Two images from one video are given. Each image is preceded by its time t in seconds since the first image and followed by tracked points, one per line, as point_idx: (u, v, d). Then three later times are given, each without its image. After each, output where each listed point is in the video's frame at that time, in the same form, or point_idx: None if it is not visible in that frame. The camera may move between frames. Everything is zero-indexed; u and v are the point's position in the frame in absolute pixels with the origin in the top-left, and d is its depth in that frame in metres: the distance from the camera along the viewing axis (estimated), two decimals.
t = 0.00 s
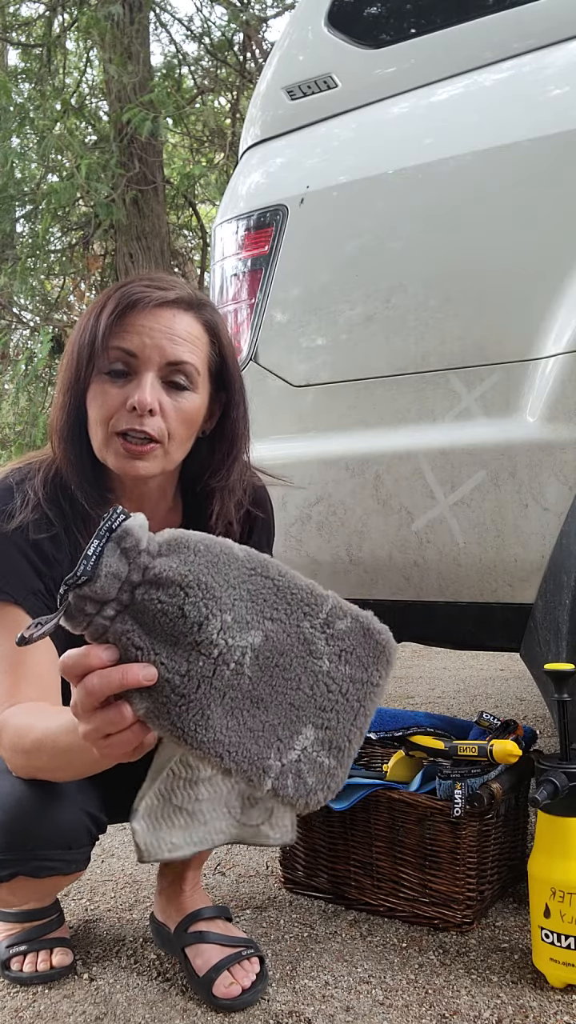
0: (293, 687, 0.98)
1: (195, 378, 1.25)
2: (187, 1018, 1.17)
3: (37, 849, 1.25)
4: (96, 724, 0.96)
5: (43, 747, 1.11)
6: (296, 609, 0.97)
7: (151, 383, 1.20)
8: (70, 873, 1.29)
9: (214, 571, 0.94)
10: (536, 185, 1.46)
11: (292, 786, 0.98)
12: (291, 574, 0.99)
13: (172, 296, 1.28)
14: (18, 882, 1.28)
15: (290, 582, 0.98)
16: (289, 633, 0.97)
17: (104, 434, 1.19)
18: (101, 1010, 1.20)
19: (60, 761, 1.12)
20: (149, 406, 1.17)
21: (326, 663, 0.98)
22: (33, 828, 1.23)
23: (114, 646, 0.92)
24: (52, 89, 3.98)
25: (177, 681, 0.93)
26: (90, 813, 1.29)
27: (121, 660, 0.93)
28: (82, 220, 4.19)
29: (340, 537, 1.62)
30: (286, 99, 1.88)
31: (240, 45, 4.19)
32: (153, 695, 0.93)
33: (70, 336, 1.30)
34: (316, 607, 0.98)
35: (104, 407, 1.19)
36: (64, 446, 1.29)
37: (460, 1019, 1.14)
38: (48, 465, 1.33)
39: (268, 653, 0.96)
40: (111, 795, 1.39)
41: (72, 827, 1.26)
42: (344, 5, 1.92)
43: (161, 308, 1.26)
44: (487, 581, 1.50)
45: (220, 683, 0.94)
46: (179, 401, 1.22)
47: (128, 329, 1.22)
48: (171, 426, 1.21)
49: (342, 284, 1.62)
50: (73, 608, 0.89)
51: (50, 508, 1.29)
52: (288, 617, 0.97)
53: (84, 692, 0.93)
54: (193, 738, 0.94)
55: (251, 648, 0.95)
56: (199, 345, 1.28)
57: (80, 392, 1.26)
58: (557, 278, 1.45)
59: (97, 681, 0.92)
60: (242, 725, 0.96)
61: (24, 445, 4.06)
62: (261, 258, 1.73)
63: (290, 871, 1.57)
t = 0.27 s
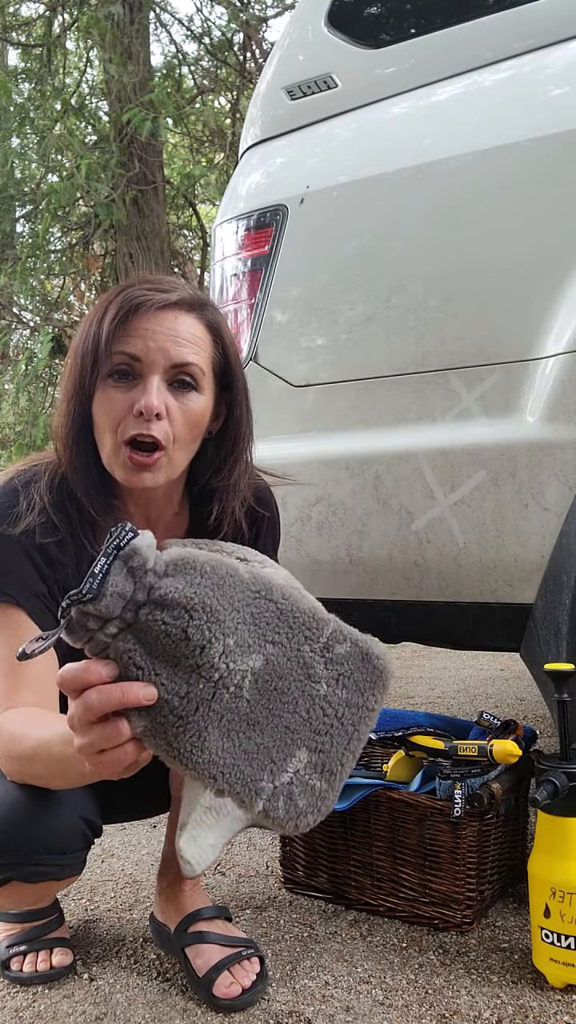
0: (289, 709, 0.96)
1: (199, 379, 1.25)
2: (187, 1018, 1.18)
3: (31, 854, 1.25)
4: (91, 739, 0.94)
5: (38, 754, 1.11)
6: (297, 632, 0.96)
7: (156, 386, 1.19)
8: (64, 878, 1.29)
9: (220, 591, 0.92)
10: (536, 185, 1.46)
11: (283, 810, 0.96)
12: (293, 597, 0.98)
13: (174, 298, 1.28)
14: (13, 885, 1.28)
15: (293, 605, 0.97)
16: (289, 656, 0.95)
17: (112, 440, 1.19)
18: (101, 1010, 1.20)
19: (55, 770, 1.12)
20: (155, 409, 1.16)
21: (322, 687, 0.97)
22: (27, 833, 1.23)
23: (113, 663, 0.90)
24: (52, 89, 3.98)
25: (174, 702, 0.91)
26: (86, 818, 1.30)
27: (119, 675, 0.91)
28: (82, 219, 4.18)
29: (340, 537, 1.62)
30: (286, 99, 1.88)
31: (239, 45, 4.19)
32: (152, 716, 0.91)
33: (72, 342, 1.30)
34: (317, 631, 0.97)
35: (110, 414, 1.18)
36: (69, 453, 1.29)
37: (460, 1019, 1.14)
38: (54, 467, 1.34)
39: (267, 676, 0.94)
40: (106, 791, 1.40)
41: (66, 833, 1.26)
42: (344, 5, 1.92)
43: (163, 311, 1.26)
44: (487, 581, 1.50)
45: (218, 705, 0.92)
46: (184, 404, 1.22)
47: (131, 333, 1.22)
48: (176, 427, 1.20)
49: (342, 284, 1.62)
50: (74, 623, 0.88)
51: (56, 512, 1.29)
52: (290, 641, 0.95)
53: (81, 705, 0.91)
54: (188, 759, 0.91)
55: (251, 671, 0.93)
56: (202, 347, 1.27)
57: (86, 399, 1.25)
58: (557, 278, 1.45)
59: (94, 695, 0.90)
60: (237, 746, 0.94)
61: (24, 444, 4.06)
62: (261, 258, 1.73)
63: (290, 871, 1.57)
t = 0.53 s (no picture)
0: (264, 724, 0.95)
1: (205, 381, 1.25)
2: (187, 1018, 1.18)
3: (24, 860, 1.26)
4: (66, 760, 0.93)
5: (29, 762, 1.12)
6: (272, 648, 0.95)
7: (163, 389, 1.20)
8: (59, 884, 1.29)
9: (195, 610, 0.90)
10: (536, 185, 1.46)
11: (260, 825, 0.94)
12: (268, 611, 0.96)
13: (179, 300, 1.28)
14: (8, 890, 1.29)
15: (268, 620, 0.96)
16: (263, 672, 0.94)
17: (119, 445, 1.19)
18: (101, 1010, 1.20)
19: (44, 778, 1.13)
20: (163, 413, 1.17)
21: (297, 701, 0.97)
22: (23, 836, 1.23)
23: (81, 690, 0.88)
24: (53, 89, 3.99)
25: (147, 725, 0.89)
26: (80, 823, 1.29)
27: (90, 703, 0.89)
28: (82, 219, 4.17)
29: (340, 537, 1.62)
30: (286, 99, 1.88)
31: (240, 45, 4.19)
32: (125, 739, 0.90)
33: (77, 345, 1.29)
34: (292, 646, 0.96)
35: (118, 418, 1.19)
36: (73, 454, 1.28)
37: (460, 1019, 1.14)
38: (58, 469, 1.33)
39: (242, 693, 0.93)
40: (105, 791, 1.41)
41: (59, 840, 1.26)
42: (344, 5, 1.92)
43: (168, 313, 1.25)
44: (487, 581, 1.50)
45: (193, 725, 0.91)
46: (192, 407, 1.23)
47: (136, 336, 1.22)
48: (184, 430, 1.21)
49: (342, 284, 1.62)
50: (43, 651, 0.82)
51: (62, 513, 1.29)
52: (265, 657, 0.94)
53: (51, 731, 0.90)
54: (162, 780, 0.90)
55: (226, 689, 0.92)
56: (208, 349, 1.28)
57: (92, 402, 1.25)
58: (557, 278, 1.45)
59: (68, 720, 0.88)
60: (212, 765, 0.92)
61: (24, 444, 4.06)
62: (261, 258, 1.73)
63: (290, 871, 1.57)
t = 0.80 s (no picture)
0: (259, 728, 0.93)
1: (209, 382, 1.25)
2: (187, 1018, 1.18)
3: (19, 861, 1.25)
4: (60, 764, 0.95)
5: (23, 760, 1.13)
6: (263, 651, 0.94)
7: (167, 390, 1.19)
8: (55, 886, 1.29)
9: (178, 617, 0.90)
10: (535, 185, 1.46)
11: (262, 832, 0.92)
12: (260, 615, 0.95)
13: (183, 301, 1.27)
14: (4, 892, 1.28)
15: (258, 623, 0.94)
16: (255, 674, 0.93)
17: (122, 447, 1.19)
18: (101, 1010, 1.20)
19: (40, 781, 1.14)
20: (166, 414, 1.17)
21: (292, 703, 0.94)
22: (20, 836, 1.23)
23: (72, 701, 0.89)
24: (53, 89, 3.99)
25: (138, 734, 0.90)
26: (75, 826, 1.29)
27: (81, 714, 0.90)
28: (82, 220, 4.16)
29: (340, 537, 1.62)
30: (286, 98, 1.88)
31: (240, 45, 4.19)
32: (115, 748, 0.91)
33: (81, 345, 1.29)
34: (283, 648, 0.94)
35: (121, 419, 1.19)
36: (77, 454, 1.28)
37: (460, 1019, 1.14)
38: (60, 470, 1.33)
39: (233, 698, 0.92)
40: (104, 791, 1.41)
41: (54, 842, 1.26)
42: (344, 5, 1.92)
43: (172, 314, 1.25)
44: (487, 581, 1.50)
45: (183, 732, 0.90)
46: (196, 408, 1.23)
47: (140, 337, 1.21)
48: (189, 431, 1.21)
49: (342, 284, 1.62)
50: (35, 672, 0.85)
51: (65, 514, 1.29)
52: (256, 660, 0.93)
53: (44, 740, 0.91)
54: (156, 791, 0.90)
55: (215, 694, 0.91)
56: (211, 350, 1.27)
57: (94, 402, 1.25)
58: (557, 278, 1.44)
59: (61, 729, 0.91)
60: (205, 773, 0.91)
61: (24, 445, 4.06)
62: (261, 258, 1.73)
63: (290, 871, 1.57)
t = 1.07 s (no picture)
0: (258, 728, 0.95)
1: (203, 378, 1.26)
2: (187, 1018, 1.18)
3: (18, 861, 1.25)
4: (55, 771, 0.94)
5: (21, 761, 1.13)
6: (258, 653, 0.94)
7: (161, 388, 1.20)
8: (55, 886, 1.29)
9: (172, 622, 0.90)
10: (535, 185, 1.46)
11: (263, 830, 0.94)
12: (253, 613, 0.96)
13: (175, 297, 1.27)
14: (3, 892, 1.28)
15: (254, 623, 0.95)
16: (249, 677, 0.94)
17: (119, 446, 1.20)
18: (101, 1010, 1.20)
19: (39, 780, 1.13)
20: (162, 413, 1.17)
21: (290, 704, 0.95)
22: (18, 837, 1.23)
23: (68, 708, 0.89)
24: (53, 89, 3.99)
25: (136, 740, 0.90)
26: (75, 827, 1.29)
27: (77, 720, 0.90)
28: (82, 219, 4.16)
29: (340, 537, 1.62)
30: (286, 98, 1.88)
31: (240, 45, 4.19)
32: (114, 753, 0.91)
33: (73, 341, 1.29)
34: (279, 649, 0.95)
35: (116, 418, 1.19)
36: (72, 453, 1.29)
37: (460, 1019, 1.14)
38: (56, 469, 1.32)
39: (230, 701, 0.93)
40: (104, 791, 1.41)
41: (54, 842, 1.26)
42: (344, 5, 1.92)
43: (164, 309, 1.25)
44: (487, 581, 1.50)
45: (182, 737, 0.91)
46: (191, 405, 1.23)
47: (133, 335, 1.21)
48: (186, 428, 1.22)
49: (342, 284, 1.62)
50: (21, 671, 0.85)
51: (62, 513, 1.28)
52: (251, 661, 0.94)
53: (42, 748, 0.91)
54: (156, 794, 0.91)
55: (211, 698, 0.92)
56: (205, 345, 1.27)
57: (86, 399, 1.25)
58: (557, 278, 1.44)
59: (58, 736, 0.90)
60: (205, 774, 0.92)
61: (24, 445, 4.06)
62: (261, 258, 1.73)
63: (290, 871, 1.57)
